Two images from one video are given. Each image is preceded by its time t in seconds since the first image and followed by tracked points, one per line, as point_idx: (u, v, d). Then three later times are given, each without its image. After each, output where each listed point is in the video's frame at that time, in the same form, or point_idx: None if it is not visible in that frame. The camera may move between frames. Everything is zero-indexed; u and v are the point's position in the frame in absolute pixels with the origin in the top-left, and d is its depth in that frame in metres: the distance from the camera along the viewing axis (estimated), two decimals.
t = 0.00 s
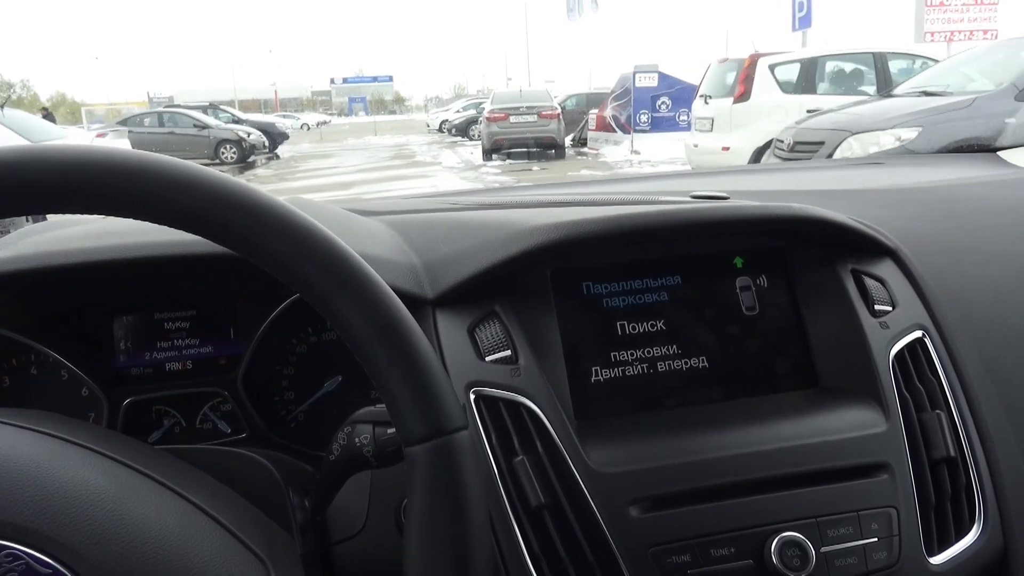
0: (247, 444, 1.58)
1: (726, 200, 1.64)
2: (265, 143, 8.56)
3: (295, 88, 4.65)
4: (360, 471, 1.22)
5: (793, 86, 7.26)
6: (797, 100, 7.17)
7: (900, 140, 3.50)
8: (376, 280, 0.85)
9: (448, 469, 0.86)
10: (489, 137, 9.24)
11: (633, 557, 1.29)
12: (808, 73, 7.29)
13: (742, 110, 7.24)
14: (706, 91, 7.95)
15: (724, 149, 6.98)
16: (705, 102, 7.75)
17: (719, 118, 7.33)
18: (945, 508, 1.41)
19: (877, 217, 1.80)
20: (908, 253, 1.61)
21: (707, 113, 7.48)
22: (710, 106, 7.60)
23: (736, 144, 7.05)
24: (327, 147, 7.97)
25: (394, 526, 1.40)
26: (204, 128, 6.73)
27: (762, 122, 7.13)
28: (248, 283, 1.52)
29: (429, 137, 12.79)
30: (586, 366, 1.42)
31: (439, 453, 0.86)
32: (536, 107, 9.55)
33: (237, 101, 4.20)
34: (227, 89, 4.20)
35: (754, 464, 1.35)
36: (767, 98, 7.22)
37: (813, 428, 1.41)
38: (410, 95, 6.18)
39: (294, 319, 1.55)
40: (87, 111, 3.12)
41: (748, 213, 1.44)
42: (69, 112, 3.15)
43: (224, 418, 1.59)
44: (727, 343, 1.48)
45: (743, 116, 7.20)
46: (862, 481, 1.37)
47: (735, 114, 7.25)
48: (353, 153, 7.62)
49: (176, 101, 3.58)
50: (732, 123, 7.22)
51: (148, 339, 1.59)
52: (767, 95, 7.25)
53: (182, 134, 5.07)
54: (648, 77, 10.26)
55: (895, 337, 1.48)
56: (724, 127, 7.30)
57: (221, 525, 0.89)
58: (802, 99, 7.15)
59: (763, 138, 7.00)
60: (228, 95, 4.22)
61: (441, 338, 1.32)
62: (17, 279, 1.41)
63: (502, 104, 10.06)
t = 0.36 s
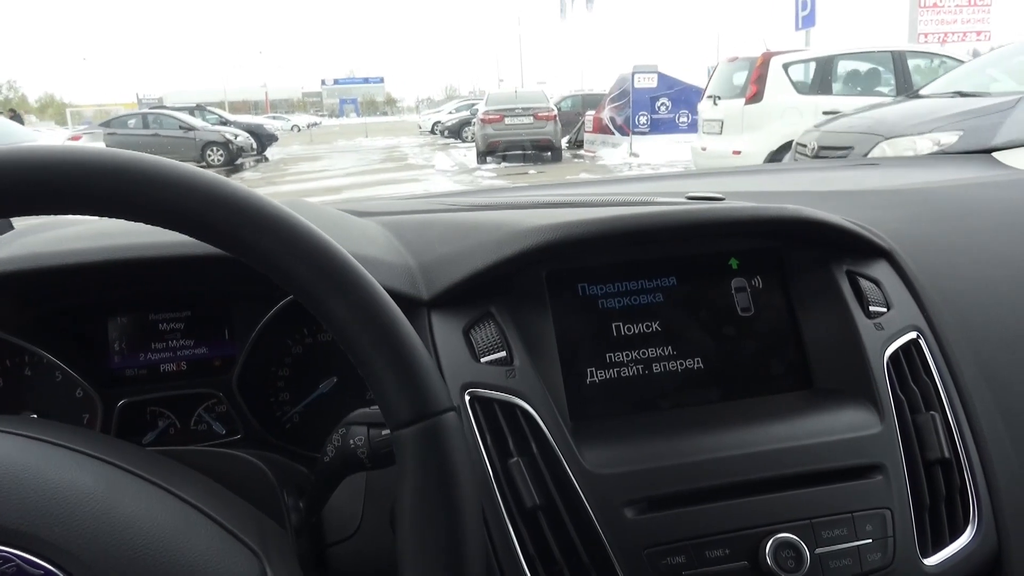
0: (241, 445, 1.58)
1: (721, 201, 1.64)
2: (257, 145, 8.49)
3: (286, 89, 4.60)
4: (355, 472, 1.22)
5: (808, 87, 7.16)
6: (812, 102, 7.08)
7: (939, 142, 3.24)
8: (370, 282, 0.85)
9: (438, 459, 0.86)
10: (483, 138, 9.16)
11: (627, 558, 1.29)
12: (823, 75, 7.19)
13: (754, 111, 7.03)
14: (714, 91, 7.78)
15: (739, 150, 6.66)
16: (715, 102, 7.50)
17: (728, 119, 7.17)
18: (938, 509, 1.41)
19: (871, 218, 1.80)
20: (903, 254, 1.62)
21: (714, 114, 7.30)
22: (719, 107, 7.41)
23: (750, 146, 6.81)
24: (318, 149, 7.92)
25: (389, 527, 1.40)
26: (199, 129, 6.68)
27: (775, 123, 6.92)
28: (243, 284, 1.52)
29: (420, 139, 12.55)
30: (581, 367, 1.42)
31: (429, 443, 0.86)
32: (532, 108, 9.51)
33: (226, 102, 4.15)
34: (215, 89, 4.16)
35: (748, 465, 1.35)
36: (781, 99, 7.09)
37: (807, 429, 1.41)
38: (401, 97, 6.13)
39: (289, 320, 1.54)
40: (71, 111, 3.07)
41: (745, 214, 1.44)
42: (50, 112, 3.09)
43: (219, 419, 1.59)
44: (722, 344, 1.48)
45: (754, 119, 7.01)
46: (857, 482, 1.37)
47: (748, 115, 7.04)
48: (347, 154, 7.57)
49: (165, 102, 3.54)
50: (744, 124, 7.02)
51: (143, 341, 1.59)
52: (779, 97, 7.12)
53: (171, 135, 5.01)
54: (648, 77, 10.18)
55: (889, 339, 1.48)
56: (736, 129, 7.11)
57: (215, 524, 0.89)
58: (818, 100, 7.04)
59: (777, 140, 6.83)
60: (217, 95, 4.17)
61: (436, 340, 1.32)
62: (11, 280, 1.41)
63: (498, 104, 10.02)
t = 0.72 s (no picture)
0: (246, 445, 1.58)
1: (723, 201, 1.65)
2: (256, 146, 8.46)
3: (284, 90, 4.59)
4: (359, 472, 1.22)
5: (833, 87, 6.85)
6: (837, 102, 6.78)
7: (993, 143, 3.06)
8: (373, 282, 0.85)
9: (441, 453, 0.86)
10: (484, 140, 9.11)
11: (631, 558, 1.29)
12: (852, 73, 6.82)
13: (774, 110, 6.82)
14: (731, 91, 7.50)
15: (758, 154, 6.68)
16: (732, 103, 7.30)
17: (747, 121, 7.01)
18: (942, 509, 1.41)
19: (874, 218, 1.80)
20: (905, 254, 1.62)
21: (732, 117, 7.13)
22: (734, 108, 7.24)
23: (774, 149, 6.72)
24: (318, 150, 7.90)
25: (392, 527, 1.40)
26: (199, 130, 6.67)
27: (797, 124, 6.76)
28: (247, 284, 1.52)
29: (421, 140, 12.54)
30: (584, 367, 1.42)
31: (433, 439, 0.86)
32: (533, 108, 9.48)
33: (223, 103, 4.14)
34: (212, 89, 4.14)
35: (752, 465, 1.35)
36: (805, 100, 6.78)
37: (810, 429, 1.41)
38: (398, 97, 6.10)
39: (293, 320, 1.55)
40: (63, 112, 3.05)
41: (747, 214, 1.45)
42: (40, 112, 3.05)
43: (223, 419, 1.60)
44: (725, 344, 1.48)
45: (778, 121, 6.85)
46: (860, 482, 1.37)
47: (767, 117, 6.87)
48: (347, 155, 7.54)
49: (162, 103, 3.52)
50: (763, 126, 6.86)
51: (147, 341, 1.59)
52: (804, 97, 6.80)
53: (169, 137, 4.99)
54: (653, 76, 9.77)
55: (892, 339, 1.48)
56: (755, 132, 6.93)
57: (221, 523, 0.89)
58: (842, 102, 6.76)
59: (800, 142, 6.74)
60: (213, 96, 4.15)
61: (440, 340, 1.33)
62: (16, 281, 1.41)
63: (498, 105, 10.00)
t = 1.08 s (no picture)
0: (249, 444, 1.58)
1: (729, 203, 1.65)
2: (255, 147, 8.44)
3: (281, 89, 4.56)
4: (363, 470, 1.23)
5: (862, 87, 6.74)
6: (867, 103, 6.67)
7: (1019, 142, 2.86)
8: (379, 281, 0.85)
9: (439, 431, 0.87)
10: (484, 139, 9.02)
11: (634, 558, 1.29)
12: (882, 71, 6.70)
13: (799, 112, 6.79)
14: (751, 91, 7.43)
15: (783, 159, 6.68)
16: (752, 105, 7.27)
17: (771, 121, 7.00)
18: (946, 512, 1.41)
19: (879, 220, 1.80)
20: (910, 256, 1.62)
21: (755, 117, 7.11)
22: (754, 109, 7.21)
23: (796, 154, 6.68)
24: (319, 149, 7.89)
25: (395, 526, 1.40)
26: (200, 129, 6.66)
27: (826, 125, 6.71)
28: (252, 283, 1.53)
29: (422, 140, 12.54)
30: (588, 368, 1.42)
31: (430, 419, 0.86)
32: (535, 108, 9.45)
33: (220, 102, 4.12)
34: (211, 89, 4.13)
35: (756, 466, 1.35)
36: (832, 100, 6.72)
37: (814, 430, 1.41)
38: (396, 97, 6.07)
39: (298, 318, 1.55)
40: (58, 112, 3.02)
41: (752, 215, 1.45)
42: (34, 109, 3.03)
43: (227, 418, 1.60)
44: (729, 346, 1.48)
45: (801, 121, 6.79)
46: (864, 485, 1.37)
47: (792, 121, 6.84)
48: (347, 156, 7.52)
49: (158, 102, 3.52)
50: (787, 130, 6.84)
51: (151, 339, 1.60)
52: (830, 96, 6.75)
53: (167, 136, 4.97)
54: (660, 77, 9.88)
55: (897, 341, 1.48)
56: (779, 138, 6.92)
57: (222, 515, 0.89)
58: (873, 103, 6.62)
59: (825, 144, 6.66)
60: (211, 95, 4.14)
61: (445, 340, 1.33)
62: (20, 279, 1.41)
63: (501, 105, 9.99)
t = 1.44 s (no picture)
0: (247, 445, 1.59)
1: (725, 205, 1.65)
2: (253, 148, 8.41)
3: (276, 89, 4.58)
4: (359, 473, 1.23)
5: (897, 86, 5.79)
6: (902, 102, 5.69)
7: None
8: (372, 284, 0.86)
9: (413, 386, 0.85)
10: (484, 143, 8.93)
11: (630, 560, 1.29)
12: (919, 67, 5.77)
13: (828, 112, 5.90)
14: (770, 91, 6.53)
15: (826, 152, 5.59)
16: (775, 105, 6.31)
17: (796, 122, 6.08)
18: (941, 515, 1.41)
19: (876, 223, 1.80)
20: (906, 259, 1.62)
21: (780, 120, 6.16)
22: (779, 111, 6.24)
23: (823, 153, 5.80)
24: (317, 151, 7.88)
25: (392, 528, 1.40)
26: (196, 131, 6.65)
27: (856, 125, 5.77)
28: (249, 286, 1.53)
29: (420, 142, 12.54)
30: (584, 370, 1.43)
31: (403, 374, 0.85)
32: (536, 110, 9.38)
33: (214, 103, 4.10)
34: (205, 90, 4.11)
35: (751, 469, 1.35)
36: (865, 100, 5.80)
37: (810, 434, 1.41)
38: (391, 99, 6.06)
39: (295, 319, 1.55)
40: (48, 114, 3.02)
41: (748, 219, 1.45)
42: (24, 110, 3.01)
43: (225, 420, 1.60)
44: (725, 349, 1.49)
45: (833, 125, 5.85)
46: (859, 487, 1.37)
47: (818, 122, 5.95)
48: (345, 157, 7.50)
49: (151, 103, 3.51)
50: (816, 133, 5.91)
51: (150, 341, 1.60)
52: (862, 96, 5.84)
53: (161, 138, 4.95)
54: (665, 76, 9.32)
55: (893, 343, 1.49)
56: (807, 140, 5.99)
57: (209, 501, 0.89)
58: (907, 103, 5.64)
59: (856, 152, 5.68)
60: (206, 96, 4.12)
61: (441, 343, 1.34)
62: (18, 282, 1.42)
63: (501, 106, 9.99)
